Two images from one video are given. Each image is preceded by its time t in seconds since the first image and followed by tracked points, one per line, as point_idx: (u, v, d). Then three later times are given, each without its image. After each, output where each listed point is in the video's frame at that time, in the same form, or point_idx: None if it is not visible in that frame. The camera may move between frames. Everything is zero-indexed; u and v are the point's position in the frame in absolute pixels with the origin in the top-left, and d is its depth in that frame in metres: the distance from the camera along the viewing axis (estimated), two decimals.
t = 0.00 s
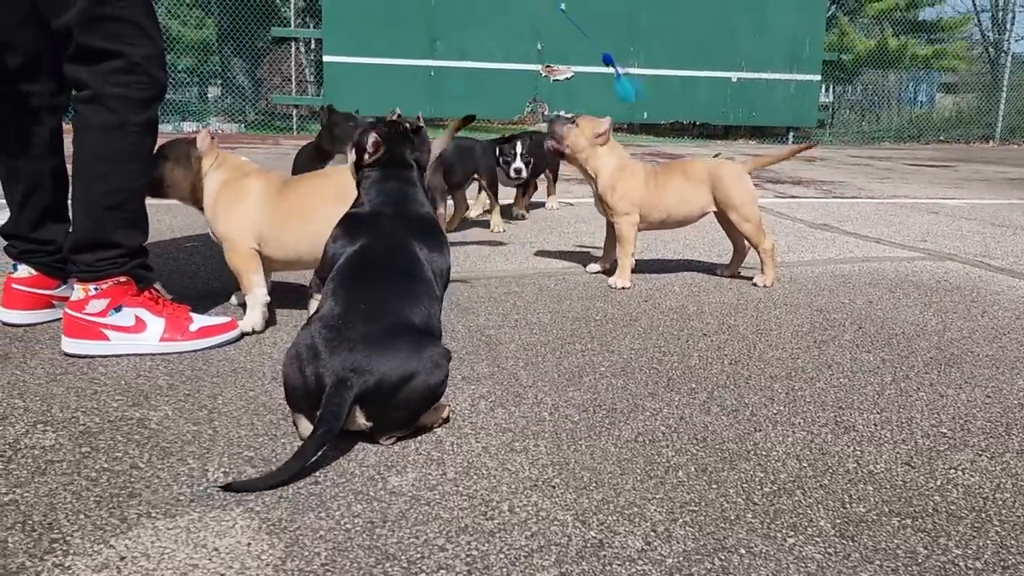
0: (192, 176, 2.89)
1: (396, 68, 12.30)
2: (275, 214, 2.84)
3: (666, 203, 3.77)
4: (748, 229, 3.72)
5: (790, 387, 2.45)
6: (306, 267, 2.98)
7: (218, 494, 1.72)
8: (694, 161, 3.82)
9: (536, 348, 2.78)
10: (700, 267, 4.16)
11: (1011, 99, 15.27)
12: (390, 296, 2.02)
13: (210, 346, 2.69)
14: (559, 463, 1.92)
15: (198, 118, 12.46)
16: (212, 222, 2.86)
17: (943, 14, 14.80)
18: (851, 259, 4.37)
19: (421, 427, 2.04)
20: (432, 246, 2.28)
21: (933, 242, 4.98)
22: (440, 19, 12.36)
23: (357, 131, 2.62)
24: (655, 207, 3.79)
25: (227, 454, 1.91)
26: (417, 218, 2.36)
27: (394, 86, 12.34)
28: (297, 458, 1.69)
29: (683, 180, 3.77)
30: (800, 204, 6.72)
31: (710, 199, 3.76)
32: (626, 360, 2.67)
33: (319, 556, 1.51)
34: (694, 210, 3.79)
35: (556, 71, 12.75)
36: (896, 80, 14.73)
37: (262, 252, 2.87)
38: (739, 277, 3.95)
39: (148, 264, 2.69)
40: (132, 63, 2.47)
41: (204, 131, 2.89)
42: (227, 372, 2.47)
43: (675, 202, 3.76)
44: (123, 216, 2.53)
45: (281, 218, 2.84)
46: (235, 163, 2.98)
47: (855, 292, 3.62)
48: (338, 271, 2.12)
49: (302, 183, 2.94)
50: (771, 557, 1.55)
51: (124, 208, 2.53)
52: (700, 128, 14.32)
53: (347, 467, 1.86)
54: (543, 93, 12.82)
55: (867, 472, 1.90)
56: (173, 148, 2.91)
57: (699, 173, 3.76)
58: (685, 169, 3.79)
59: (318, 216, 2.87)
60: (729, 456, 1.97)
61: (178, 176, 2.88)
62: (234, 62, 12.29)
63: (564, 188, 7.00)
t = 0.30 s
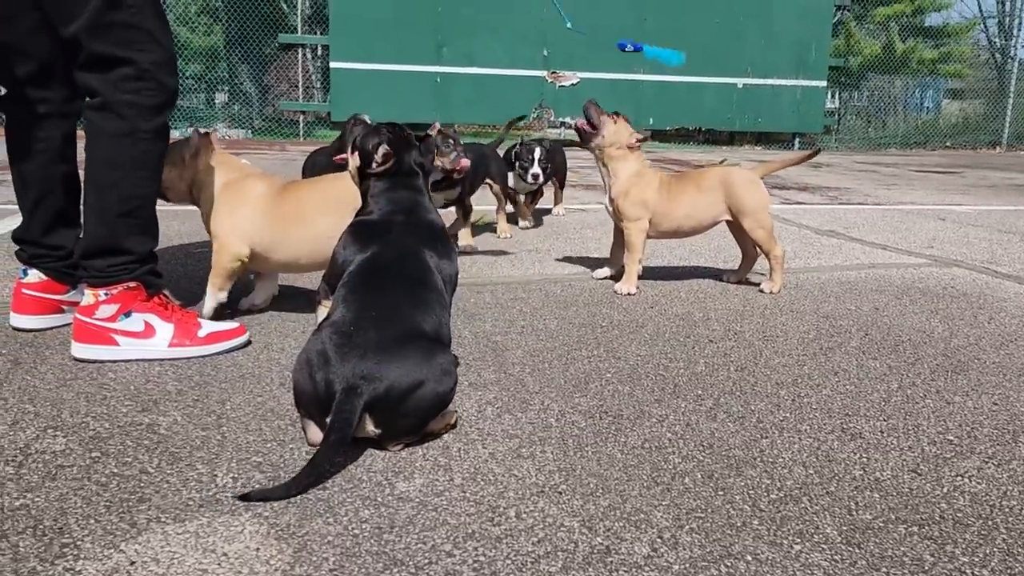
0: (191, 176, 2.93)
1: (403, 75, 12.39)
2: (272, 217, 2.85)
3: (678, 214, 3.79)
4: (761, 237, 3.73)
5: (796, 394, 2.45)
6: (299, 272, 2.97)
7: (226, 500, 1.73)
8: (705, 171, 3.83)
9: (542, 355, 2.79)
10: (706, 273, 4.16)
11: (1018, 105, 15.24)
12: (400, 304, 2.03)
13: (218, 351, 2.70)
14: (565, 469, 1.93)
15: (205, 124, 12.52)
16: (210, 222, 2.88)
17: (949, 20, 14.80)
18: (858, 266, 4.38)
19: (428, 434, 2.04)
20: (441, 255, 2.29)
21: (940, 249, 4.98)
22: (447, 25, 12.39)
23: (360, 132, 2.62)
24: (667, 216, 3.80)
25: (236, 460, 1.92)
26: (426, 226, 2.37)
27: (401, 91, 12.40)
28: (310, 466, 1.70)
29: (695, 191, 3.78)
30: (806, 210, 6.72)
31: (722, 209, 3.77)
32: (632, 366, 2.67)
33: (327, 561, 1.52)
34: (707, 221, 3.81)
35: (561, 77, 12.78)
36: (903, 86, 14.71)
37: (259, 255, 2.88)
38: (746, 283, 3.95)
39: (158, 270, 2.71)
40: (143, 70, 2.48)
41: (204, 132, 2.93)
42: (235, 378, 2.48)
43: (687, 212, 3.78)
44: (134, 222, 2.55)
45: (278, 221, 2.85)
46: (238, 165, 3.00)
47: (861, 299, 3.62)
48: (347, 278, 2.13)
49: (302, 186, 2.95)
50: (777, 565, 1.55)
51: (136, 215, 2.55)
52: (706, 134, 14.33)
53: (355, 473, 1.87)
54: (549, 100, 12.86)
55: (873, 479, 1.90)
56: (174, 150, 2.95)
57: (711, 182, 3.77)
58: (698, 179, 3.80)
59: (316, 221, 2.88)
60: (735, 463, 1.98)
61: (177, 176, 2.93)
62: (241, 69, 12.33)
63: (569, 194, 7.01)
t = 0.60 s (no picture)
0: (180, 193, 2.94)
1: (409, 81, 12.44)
2: (259, 236, 2.88)
3: (692, 221, 3.79)
4: (771, 247, 3.75)
5: (799, 408, 2.46)
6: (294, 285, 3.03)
7: (232, 516, 1.75)
8: (719, 176, 3.83)
9: (546, 367, 2.80)
10: (710, 283, 4.17)
11: None
12: (404, 322, 2.05)
13: (224, 363, 2.73)
14: (568, 485, 1.94)
15: (212, 129, 12.58)
16: (197, 237, 2.94)
17: (957, 24, 14.78)
18: (862, 275, 4.38)
19: (431, 449, 2.07)
20: (444, 271, 2.32)
21: (944, 258, 4.98)
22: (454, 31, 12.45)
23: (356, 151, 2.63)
24: (681, 222, 3.79)
25: (241, 475, 1.94)
26: (429, 242, 2.39)
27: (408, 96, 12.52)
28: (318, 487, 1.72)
29: (707, 197, 3.78)
30: (811, 218, 6.72)
31: (734, 216, 3.78)
32: (636, 379, 2.69)
33: None
34: (720, 227, 3.80)
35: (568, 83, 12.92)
36: (909, 90, 14.67)
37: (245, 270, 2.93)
38: (751, 292, 3.96)
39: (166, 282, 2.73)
40: (158, 86, 2.51)
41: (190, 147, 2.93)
42: (242, 391, 2.50)
43: (700, 220, 3.78)
44: (144, 235, 2.57)
45: (265, 240, 2.88)
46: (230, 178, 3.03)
47: (865, 310, 3.63)
48: (351, 295, 2.15)
49: (292, 201, 2.97)
50: None
51: (147, 227, 2.57)
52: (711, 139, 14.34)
53: (359, 488, 1.88)
54: (554, 103, 12.99)
55: (875, 496, 1.91)
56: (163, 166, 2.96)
57: (724, 188, 3.78)
58: (709, 185, 3.81)
59: (302, 238, 2.91)
60: (737, 479, 1.99)
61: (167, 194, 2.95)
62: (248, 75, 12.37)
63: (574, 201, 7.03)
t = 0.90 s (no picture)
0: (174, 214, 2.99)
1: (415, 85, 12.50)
2: (246, 261, 2.90)
3: (688, 241, 3.80)
4: (769, 265, 3.75)
5: (795, 437, 2.46)
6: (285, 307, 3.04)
7: (228, 553, 1.76)
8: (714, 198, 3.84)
9: (544, 391, 2.81)
10: (710, 299, 4.17)
11: None
12: (399, 355, 2.07)
13: (225, 387, 2.74)
14: (562, 520, 1.95)
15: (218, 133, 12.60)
16: (187, 254, 2.99)
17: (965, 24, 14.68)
18: (864, 291, 4.38)
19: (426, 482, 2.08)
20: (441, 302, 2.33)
21: (947, 271, 4.98)
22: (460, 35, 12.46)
23: (348, 179, 2.60)
24: (677, 242, 3.80)
25: (238, 509, 1.96)
26: (426, 273, 2.41)
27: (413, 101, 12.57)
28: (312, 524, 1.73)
29: (703, 218, 3.79)
30: (814, 227, 6.71)
31: (730, 236, 3.79)
32: (633, 405, 2.69)
33: None
34: (715, 247, 3.81)
35: (573, 86, 12.99)
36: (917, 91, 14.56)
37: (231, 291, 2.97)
38: (751, 310, 3.96)
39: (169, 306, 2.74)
40: (165, 114, 2.53)
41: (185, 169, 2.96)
42: (242, 417, 2.52)
43: (695, 241, 3.79)
44: (148, 261, 2.59)
45: (251, 265, 2.90)
46: (226, 197, 3.06)
47: (864, 329, 3.63)
48: (348, 327, 2.17)
49: (281, 223, 2.96)
50: None
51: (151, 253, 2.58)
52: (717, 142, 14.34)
53: (354, 524, 1.90)
54: (560, 108, 12.99)
55: (868, 533, 1.92)
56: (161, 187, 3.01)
57: (719, 210, 3.78)
58: (705, 205, 3.82)
59: (289, 263, 2.91)
60: (730, 514, 2.00)
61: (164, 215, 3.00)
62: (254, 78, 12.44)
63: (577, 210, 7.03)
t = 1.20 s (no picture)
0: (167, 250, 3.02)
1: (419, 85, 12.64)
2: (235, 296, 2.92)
3: (667, 264, 3.78)
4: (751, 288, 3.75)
5: (785, 481, 2.47)
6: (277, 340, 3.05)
7: None
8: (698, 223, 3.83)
9: (537, 429, 2.83)
10: (707, 323, 4.18)
11: None
12: (389, 409, 2.08)
13: (221, 426, 2.77)
14: None
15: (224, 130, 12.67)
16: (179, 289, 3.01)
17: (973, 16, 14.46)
18: (861, 313, 4.39)
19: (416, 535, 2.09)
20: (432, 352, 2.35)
21: (946, 291, 4.97)
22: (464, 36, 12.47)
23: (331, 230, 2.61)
24: (655, 265, 3.80)
25: (229, 564, 1.98)
26: (417, 323, 2.43)
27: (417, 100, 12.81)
28: None
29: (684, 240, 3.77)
30: (816, 239, 6.70)
31: (710, 262, 3.77)
32: (625, 445, 2.71)
33: None
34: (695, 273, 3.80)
35: (577, 85, 13.04)
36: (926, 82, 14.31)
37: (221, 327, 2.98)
38: (747, 335, 3.97)
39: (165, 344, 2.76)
40: (159, 158, 2.54)
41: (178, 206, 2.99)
42: (236, 458, 2.55)
43: (675, 263, 3.77)
44: (143, 303, 2.60)
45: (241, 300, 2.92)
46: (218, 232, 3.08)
47: (860, 357, 3.64)
48: (340, 380, 2.19)
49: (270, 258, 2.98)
50: None
51: (147, 295, 2.60)
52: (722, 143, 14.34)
53: None
54: (565, 108, 13.13)
55: None
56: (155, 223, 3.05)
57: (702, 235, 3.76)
58: (688, 229, 3.80)
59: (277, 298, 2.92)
60: (716, 570, 2.01)
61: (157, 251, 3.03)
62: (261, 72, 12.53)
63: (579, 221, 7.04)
